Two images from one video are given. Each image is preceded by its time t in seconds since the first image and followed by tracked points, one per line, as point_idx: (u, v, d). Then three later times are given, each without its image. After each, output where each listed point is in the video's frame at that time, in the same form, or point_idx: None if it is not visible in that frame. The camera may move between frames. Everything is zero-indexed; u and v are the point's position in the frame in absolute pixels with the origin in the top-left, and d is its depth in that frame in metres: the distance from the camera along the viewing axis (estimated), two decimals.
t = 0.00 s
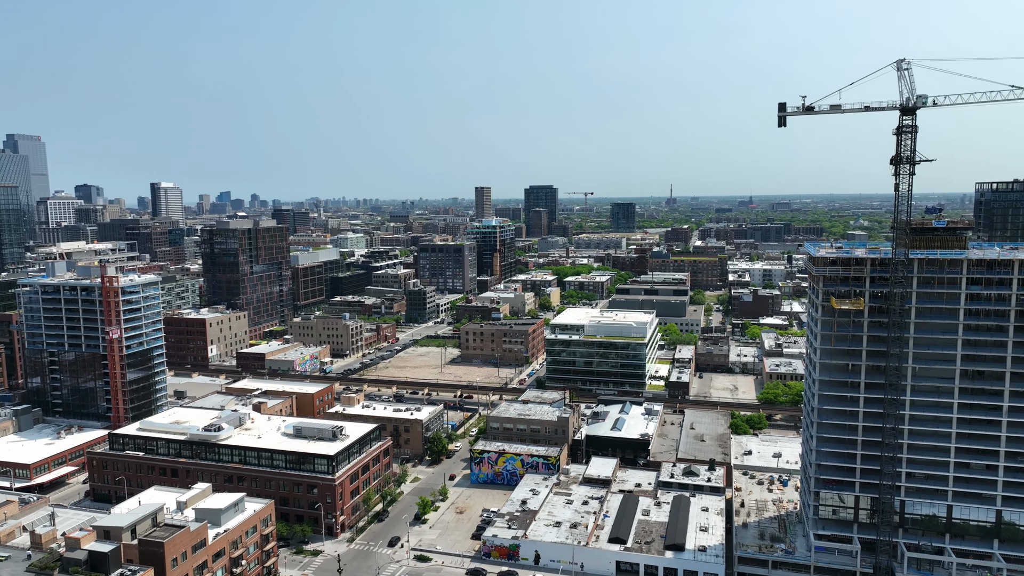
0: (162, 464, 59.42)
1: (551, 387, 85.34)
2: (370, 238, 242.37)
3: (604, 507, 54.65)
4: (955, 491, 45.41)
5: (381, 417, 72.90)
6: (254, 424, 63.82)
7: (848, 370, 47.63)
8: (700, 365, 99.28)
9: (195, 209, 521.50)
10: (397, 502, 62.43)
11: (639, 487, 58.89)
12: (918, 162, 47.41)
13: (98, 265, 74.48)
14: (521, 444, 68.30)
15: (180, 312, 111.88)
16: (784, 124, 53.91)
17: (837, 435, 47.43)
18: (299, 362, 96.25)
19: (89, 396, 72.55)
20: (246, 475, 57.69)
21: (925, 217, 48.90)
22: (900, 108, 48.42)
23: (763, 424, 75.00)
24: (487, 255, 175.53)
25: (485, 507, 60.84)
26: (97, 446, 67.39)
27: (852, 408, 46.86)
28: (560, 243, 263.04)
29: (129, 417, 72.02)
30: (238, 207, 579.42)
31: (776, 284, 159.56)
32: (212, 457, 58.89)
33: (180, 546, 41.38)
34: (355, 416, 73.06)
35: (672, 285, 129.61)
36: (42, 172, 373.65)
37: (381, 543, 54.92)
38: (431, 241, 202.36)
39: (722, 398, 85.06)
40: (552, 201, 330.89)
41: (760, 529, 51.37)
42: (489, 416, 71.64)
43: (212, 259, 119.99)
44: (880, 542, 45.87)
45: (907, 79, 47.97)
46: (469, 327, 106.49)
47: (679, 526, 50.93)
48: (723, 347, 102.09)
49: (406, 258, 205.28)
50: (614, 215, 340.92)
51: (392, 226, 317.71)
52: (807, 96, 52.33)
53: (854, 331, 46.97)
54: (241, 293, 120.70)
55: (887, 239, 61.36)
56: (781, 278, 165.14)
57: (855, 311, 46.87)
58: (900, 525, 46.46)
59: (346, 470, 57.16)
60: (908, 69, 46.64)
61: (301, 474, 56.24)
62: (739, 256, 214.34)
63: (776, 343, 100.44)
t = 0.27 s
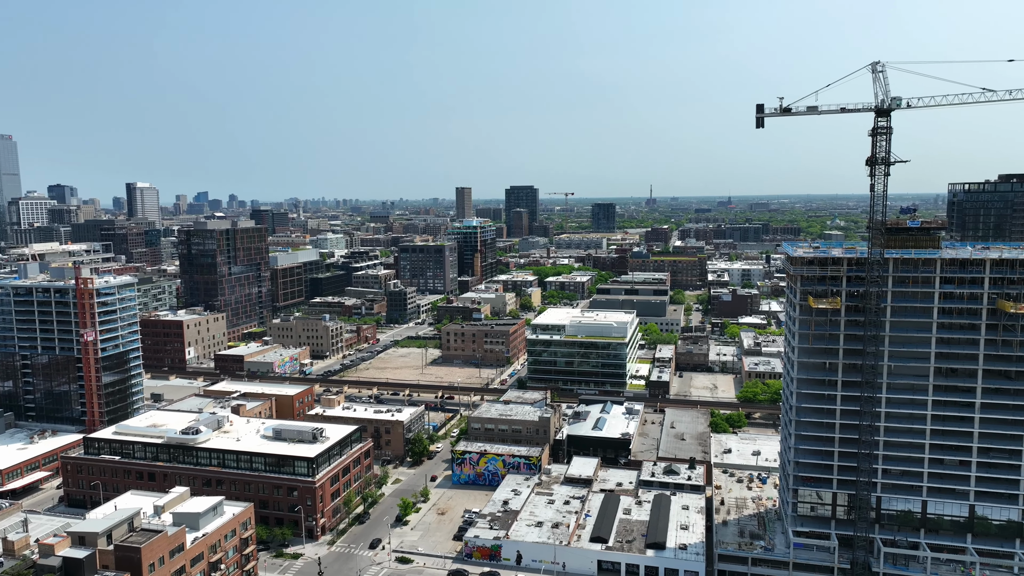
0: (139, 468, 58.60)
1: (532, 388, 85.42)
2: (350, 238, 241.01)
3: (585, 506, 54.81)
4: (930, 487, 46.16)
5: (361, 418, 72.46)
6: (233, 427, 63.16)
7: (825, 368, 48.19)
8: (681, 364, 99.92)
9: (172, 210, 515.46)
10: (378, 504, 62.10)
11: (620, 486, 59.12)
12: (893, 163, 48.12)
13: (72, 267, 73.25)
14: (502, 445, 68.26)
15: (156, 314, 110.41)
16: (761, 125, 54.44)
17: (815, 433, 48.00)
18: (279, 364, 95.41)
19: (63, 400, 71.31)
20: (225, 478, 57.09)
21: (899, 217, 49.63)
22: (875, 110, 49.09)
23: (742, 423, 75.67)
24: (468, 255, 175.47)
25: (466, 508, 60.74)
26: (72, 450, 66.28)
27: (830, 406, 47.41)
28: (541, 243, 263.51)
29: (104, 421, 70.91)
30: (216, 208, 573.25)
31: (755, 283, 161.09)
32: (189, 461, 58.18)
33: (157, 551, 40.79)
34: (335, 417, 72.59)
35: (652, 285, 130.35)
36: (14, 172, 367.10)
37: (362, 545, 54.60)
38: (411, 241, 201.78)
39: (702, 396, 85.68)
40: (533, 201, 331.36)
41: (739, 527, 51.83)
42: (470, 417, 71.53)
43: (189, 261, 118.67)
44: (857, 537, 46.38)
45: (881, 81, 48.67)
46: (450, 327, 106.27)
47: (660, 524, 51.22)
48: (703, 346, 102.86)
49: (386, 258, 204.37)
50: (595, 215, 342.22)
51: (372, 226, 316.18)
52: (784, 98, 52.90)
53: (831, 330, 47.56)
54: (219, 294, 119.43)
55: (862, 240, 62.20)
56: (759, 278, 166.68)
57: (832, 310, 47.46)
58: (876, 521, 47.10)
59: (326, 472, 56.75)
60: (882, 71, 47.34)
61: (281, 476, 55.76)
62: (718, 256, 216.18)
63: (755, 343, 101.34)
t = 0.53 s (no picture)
0: (115, 472, 57.73)
1: (514, 388, 85.43)
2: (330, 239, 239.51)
3: (567, 506, 54.92)
4: (905, 483, 46.84)
5: (342, 420, 72.02)
6: (212, 430, 62.45)
7: (803, 367, 48.74)
8: (661, 363, 100.54)
9: (148, 210, 508.65)
10: (359, 506, 61.76)
11: (602, 485, 59.33)
12: (868, 165, 48.81)
13: (45, 268, 71.96)
14: (483, 445, 68.21)
15: (132, 316, 108.89)
16: (740, 127, 54.93)
17: (793, 431, 48.52)
18: (258, 366, 94.53)
19: (37, 404, 70.05)
20: (203, 481, 56.47)
21: (876, 217, 50.27)
22: (851, 112, 49.75)
23: (722, 422, 76.27)
24: (449, 255, 175.20)
25: (448, 509, 60.61)
26: (46, 455, 65.12)
27: (808, 404, 47.94)
28: (522, 244, 263.84)
29: (79, 425, 69.79)
30: (193, 208, 566.75)
31: (734, 283, 162.45)
32: (167, 464, 57.43)
33: (134, 556, 40.21)
34: (315, 419, 72.09)
35: (632, 285, 130.99)
36: None
37: (343, 548, 54.25)
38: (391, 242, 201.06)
39: (682, 396, 86.26)
40: (514, 201, 331.62)
41: (719, 525, 52.21)
42: (451, 418, 71.39)
43: (166, 262, 117.45)
44: (835, 533, 46.87)
45: (857, 83, 49.33)
46: (431, 328, 106.01)
47: (641, 523, 51.45)
48: (683, 346, 103.51)
49: (366, 259, 203.41)
50: (576, 216, 343.22)
51: (352, 227, 314.37)
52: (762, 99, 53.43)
53: (808, 329, 48.12)
54: (197, 296, 118.10)
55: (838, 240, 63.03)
56: (738, 277, 168.10)
57: (809, 309, 48.06)
58: (853, 517, 47.65)
59: (306, 475, 56.30)
60: (858, 73, 47.97)
61: (260, 479, 55.24)
62: (697, 256, 217.87)
63: (734, 342, 102.18)
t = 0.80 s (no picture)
0: (91, 477, 56.83)
1: (495, 388, 85.39)
2: (310, 240, 237.95)
3: (549, 506, 54.98)
4: (882, 480, 47.47)
5: (322, 421, 71.51)
6: (190, 433, 61.71)
7: (782, 366, 49.20)
8: (642, 363, 101.05)
9: (124, 210, 501.77)
10: (340, 508, 61.34)
11: (583, 485, 59.47)
12: (845, 165, 49.43)
13: (18, 270, 70.70)
14: (465, 446, 68.11)
15: (108, 318, 107.33)
16: (719, 127, 55.38)
17: (772, 429, 49.00)
18: (237, 368, 93.60)
19: (9, 408, 68.75)
20: (181, 485, 55.79)
21: (852, 217, 50.92)
22: (828, 113, 50.35)
23: (702, 421, 76.81)
24: (430, 256, 174.88)
25: (430, 510, 60.44)
26: (18, 460, 63.92)
27: (786, 403, 48.42)
28: (503, 244, 263.86)
29: (53, 429, 68.60)
30: (171, 209, 560.14)
31: (713, 283, 163.70)
32: (144, 468, 56.66)
33: (110, 562, 39.58)
34: (296, 421, 71.51)
35: (614, 285, 131.49)
36: None
37: (324, 551, 53.88)
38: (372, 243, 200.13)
39: (663, 395, 86.78)
40: (495, 202, 331.61)
41: (700, 523, 52.58)
42: (433, 419, 71.19)
43: (143, 263, 116.58)
44: (813, 530, 47.42)
45: (833, 85, 49.96)
46: (412, 329, 105.66)
47: (623, 522, 51.66)
48: (663, 345, 104.10)
49: (347, 259, 202.25)
50: (557, 216, 344.03)
51: (333, 227, 312.53)
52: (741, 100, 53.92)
53: (787, 328, 48.61)
54: (175, 297, 116.72)
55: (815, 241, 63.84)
56: (718, 277, 169.44)
57: (788, 309, 48.53)
58: (831, 514, 48.22)
59: (286, 477, 55.84)
60: (835, 75, 48.58)
61: (240, 482, 54.69)
62: (678, 256, 219.37)
63: (714, 341, 102.98)
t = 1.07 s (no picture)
0: (66, 481, 55.90)
1: (477, 389, 85.27)
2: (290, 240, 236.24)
3: (530, 506, 54.99)
4: (859, 476, 48.08)
5: (302, 423, 70.96)
6: (167, 436, 60.93)
7: (761, 364, 49.69)
8: (623, 362, 101.46)
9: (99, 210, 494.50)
10: (321, 510, 60.90)
11: (565, 485, 59.58)
12: (822, 166, 49.96)
13: None
14: (447, 447, 67.94)
15: (83, 320, 105.72)
16: (698, 128, 55.79)
17: (752, 427, 49.47)
18: (215, 370, 92.63)
19: None
20: (159, 489, 55.07)
21: (829, 217, 51.49)
22: (805, 114, 50.89)
23: (683, 419, 77.26)
24: (411, 256, 174.42)
25: (412, 511, 60.22)
26: None
27: (765, 401, 48.93)
28: (484, 244, 263.62)
29: (26, 433, 67.38)
30: (147, 209, 553.04)
31: (693, 282, 164.77)
32: (120, 472, 55.86)
33: (86, 568, 38.95)
34: (275, 423, 70.89)
35: (595, 285, 131.87)
36: None
37: (305, 553, 53.46)
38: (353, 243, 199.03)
39: (644, 394, 87.21)
40: (476, 202, 331.28)
41: (681, 521, 52.92)
42: (414, 420, 70.93)
43: (120, 264, 115.12)
44: (792, 527, 47.95)
45: (811, 86, 50.48)
46: (393, 329, 105.21)
47: (604, 521, 51.82)
48: (644, 345, 104.57)
49: (327, 260, 200.93)
50: (538, 216, 344.53)
51: (312, 228, 310.50)
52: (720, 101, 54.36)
53: (766, 327, 49.07)
54: (151, 298, 115.25)
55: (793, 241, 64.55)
56: (698, 277, 170.63)
57: (766, 308, 48.99)
58: (810, 511, 48.75)
59: (266, 480, 55.33)
60: (812, 77, 49.13)
61: (219, 486, 54.07)
62: (658, 256, 220.59)
63: (694, 340, 103.63)
